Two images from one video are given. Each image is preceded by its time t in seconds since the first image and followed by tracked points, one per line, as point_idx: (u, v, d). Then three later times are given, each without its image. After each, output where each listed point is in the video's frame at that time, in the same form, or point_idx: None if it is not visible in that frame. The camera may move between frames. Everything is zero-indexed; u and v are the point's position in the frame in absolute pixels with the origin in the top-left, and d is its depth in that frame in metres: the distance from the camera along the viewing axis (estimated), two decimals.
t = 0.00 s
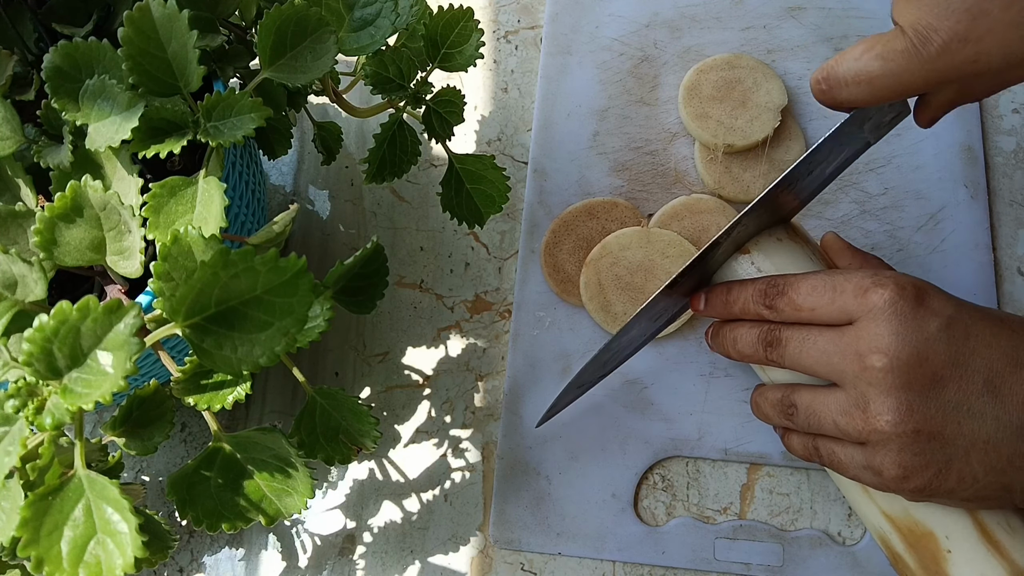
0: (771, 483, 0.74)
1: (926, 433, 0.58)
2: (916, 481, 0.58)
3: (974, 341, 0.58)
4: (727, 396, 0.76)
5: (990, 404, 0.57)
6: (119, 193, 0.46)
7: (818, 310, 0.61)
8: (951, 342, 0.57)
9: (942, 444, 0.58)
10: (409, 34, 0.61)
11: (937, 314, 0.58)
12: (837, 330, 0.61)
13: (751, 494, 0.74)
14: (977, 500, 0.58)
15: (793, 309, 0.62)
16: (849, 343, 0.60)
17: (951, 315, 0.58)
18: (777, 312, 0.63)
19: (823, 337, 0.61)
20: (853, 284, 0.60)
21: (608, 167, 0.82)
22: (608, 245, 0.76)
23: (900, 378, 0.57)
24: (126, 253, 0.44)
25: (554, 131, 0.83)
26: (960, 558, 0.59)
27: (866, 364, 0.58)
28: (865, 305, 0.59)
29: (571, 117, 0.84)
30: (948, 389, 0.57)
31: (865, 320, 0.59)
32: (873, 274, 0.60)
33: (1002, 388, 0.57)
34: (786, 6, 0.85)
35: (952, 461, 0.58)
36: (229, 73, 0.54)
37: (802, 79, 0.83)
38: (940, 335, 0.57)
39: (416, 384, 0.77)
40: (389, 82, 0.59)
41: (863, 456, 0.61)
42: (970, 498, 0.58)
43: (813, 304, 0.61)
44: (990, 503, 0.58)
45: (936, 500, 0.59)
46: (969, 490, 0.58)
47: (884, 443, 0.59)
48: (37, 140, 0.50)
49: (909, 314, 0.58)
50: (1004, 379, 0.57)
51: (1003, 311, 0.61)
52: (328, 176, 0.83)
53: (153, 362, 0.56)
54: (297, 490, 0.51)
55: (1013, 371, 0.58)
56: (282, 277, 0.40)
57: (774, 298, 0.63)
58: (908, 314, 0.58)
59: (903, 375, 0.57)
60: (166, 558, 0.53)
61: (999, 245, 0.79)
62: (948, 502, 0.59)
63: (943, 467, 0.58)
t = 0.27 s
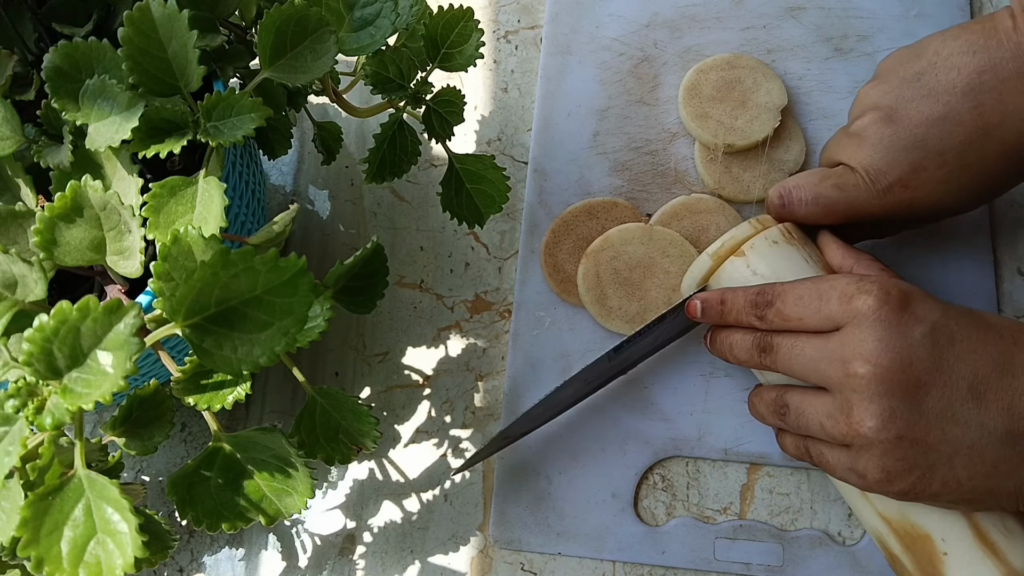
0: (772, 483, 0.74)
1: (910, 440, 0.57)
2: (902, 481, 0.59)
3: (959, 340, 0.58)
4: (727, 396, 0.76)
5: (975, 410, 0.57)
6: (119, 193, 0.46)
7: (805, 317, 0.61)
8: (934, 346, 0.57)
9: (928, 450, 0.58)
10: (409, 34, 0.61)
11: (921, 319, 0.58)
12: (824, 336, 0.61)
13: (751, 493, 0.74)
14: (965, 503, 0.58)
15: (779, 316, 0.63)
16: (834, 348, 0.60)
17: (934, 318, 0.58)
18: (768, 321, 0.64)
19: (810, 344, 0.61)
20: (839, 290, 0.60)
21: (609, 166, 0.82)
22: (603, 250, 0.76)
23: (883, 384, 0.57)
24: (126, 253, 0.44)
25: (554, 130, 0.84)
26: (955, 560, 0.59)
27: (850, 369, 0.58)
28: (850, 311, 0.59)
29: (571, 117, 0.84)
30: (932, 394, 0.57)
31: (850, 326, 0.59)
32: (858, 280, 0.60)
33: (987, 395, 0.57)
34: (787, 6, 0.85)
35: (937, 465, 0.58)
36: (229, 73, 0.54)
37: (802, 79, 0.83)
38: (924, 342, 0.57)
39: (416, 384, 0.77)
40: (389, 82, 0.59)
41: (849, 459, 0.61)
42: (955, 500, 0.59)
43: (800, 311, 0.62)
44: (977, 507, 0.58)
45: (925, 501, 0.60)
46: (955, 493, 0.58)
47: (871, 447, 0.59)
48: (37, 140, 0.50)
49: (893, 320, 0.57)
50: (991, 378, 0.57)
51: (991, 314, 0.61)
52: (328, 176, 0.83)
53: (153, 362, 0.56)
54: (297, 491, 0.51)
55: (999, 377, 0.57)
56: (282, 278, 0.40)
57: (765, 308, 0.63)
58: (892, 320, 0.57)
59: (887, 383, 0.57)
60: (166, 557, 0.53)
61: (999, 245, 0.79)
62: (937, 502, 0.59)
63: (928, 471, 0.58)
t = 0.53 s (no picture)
0: (772, 483, 0.74)
1: (920, 450, 0.57)
2: (912, 494, 0.58)
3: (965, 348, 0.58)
4: (727, 396, 0.76)
5: (985, 419, 0.57)
6: (119, 193, 0.46)
7: (808, 324, 0.61)
8: (942, 354, 0.57)
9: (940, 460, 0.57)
10: (410, 34, 0.61)
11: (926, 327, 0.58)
12: (830, 345, 0.60)
13: (751, 494, 0.74)
14: (976, 514, 0.58)
15: (780, 323, 0.62)
16: (838, 355, 0.59)
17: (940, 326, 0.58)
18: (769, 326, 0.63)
19: (814, 352, 0.61)
20: (844, 301, 0.59)
21: (609, 166, 0.82)
22: (590, 240, 0.76)
23: (889, 392, 0.57)
24: (126, 253, 0.44)
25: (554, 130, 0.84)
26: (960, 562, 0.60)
27: (856, 377, 0.58)
28: (857, 321, 0.58)
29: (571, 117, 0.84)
30: (943, 403, 0.57)
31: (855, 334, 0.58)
32: (866, 290, 0.59)
33: (996, 402, 0.57)
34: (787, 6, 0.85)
35: (949, 476, 0.57)
36: (229, 73, 0.54)
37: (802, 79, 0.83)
38: (933, 350, 0.57)
39: (416, 384, 0.77)
40: (389, 82, 0.59)
41: (860, 471, 0.60)
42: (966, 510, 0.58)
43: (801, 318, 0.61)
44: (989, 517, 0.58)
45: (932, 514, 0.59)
46: (967, 505, 0.57)
47: (879, 456, 0.58)
48: (37, 139, 0.50)
49: (899, 327, 0.57)
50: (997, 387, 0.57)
51: (996, 320, 0.61)
52: (328, 176, 0.83)
53: (153, 362, 0.56)
54: (297, 490, 0.51)
55: (1007, 384, 0.57)
56: (282, 278, 0.40)
57: (766, 313, 0.63)
58: (898, 328, 0.57)
59: (895, 394, 0.57)
60: (166, 558, 0.53)
61: (999, 245, 0.79)
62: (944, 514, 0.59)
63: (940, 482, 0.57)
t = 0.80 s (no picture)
0: (771, 483, 0.74)
1: None
2: (1002, 549, 0.58)
3: None
4: (727, 395, 0.76)
5: None
6: (119, 193, 0.46)
7: (898, 387, 0.58)
8: None
9: None
10: (410, 34, 0.61)
11: None
12: (925, 402, 0.58)
13: (751, 494, 0.74)
14: None
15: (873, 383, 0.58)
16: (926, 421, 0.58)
17: None
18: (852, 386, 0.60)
19: (907, 416, 0.59)
20: (938, 349, 0.57)
21: (609, 166, 0.82)
22: (590, 240, 0.76)
23: (997, 448, 0.56)
24: (127, 253, 0.45)
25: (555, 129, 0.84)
26: None
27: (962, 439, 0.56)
28: (954, 369, 0.56)
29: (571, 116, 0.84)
30: None
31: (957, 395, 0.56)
32: (957, 338, 0.57)
33: None
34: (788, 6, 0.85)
35: None
36: (229, 73, 0.54)
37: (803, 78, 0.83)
38: None
39: (416, 383, 0.77)
40: (388, 82, 0.59)
41: (975, 532, 0.59)
42: None
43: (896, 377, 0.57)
44: None
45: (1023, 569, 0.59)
46: None
47: (980, 515, 0.58)
48: (37, 139, 0.50)
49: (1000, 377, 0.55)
50: None
51: None
52: (328, 176, 0.83)
53: (153, 362, 0.56)
54: (297, 491, 0.51)
55: None
56: (282, 278, 0.40)
57: (850, 372, 0.59)
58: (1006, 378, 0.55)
59: (1001, 444, 0.56)
60: (166, 558, 0.53)
61: (1000, 245, 0.79)
62: None
63: None
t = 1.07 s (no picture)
0: (772, 482, 0.74)
1: (981, 473, 0.61)
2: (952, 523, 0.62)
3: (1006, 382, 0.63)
4: (728, 393, 0.76)
5: None
6: (119, 192, 0.46)
7: (859, 362, 0.65)
8: (998, 386, 0.62)
9: (996, 485, 0.61)
10: (410, 32, 0.61)
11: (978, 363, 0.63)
12: (875, 378, 0.65)
13: (751, 492, 0.74)
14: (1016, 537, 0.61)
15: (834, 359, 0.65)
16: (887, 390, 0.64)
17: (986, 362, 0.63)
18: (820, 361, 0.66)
19: (866, 390, 0.65)
20: (893, 332, 0.64)
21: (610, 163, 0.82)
22: (592, 224, 0.78)
23: (949, 416, 0.61)
24: (127, 252, 0.45)
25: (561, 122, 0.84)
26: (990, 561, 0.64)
27: (915, 407, 0.62)
28: (908, 347, 0.64)
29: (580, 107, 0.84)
30: (1000, 430, 0.61)
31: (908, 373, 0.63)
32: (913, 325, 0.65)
33: None
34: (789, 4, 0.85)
35: (1009, 503, 0.61)
36: (229, 72, 0.54)
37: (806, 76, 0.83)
38: (984, 378, 0.62)
39: (416, 382, 0.77)
40: (389, 80, 0.59)
41: (918, 505, 0.63)
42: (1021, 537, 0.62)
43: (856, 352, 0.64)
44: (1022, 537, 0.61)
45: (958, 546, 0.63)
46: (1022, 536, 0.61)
47: (933, 490, 0.62)
48: (37, 138, 0.50)
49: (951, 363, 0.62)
50: None
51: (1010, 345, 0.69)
52: (328, 174, 0.83)
53: (153, 360, 0.56)
54: (297, 489, 0.51)
55: None
56: (282, 276, 0.40)
57: (814, 344, 0.66)
58: (956, 361, 0.63)
59: (950, 417, 0.61)
60: (166, 556, 0.53)
61: (1003, 242, 0.78)
62: (967, 548, 0.63)
63: (1001, 509, 0.61)
